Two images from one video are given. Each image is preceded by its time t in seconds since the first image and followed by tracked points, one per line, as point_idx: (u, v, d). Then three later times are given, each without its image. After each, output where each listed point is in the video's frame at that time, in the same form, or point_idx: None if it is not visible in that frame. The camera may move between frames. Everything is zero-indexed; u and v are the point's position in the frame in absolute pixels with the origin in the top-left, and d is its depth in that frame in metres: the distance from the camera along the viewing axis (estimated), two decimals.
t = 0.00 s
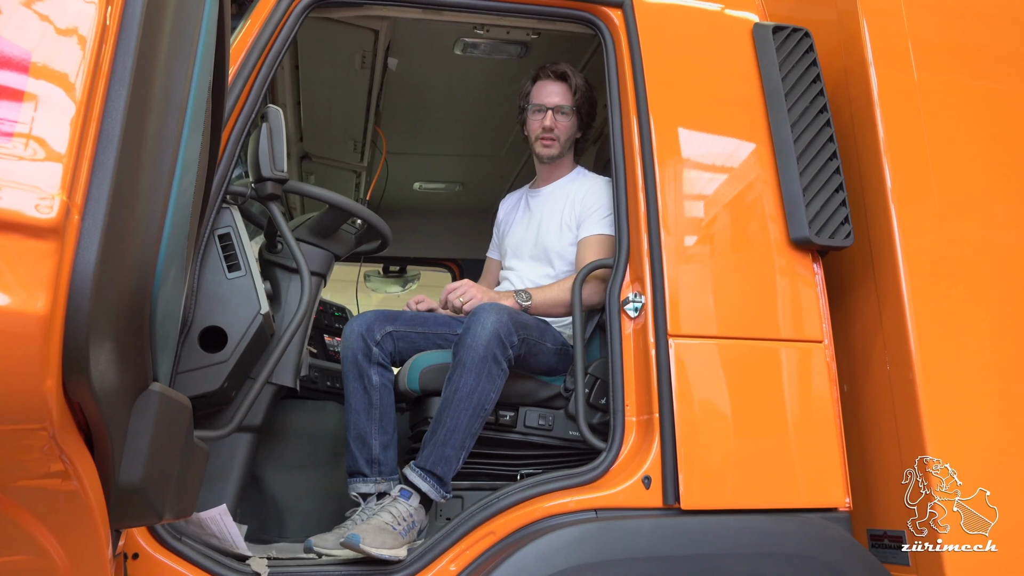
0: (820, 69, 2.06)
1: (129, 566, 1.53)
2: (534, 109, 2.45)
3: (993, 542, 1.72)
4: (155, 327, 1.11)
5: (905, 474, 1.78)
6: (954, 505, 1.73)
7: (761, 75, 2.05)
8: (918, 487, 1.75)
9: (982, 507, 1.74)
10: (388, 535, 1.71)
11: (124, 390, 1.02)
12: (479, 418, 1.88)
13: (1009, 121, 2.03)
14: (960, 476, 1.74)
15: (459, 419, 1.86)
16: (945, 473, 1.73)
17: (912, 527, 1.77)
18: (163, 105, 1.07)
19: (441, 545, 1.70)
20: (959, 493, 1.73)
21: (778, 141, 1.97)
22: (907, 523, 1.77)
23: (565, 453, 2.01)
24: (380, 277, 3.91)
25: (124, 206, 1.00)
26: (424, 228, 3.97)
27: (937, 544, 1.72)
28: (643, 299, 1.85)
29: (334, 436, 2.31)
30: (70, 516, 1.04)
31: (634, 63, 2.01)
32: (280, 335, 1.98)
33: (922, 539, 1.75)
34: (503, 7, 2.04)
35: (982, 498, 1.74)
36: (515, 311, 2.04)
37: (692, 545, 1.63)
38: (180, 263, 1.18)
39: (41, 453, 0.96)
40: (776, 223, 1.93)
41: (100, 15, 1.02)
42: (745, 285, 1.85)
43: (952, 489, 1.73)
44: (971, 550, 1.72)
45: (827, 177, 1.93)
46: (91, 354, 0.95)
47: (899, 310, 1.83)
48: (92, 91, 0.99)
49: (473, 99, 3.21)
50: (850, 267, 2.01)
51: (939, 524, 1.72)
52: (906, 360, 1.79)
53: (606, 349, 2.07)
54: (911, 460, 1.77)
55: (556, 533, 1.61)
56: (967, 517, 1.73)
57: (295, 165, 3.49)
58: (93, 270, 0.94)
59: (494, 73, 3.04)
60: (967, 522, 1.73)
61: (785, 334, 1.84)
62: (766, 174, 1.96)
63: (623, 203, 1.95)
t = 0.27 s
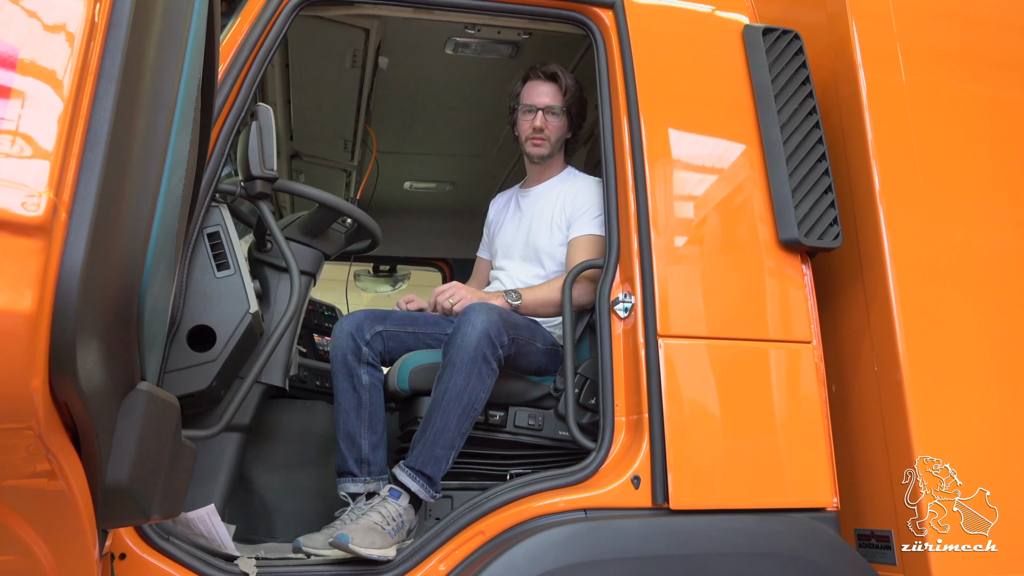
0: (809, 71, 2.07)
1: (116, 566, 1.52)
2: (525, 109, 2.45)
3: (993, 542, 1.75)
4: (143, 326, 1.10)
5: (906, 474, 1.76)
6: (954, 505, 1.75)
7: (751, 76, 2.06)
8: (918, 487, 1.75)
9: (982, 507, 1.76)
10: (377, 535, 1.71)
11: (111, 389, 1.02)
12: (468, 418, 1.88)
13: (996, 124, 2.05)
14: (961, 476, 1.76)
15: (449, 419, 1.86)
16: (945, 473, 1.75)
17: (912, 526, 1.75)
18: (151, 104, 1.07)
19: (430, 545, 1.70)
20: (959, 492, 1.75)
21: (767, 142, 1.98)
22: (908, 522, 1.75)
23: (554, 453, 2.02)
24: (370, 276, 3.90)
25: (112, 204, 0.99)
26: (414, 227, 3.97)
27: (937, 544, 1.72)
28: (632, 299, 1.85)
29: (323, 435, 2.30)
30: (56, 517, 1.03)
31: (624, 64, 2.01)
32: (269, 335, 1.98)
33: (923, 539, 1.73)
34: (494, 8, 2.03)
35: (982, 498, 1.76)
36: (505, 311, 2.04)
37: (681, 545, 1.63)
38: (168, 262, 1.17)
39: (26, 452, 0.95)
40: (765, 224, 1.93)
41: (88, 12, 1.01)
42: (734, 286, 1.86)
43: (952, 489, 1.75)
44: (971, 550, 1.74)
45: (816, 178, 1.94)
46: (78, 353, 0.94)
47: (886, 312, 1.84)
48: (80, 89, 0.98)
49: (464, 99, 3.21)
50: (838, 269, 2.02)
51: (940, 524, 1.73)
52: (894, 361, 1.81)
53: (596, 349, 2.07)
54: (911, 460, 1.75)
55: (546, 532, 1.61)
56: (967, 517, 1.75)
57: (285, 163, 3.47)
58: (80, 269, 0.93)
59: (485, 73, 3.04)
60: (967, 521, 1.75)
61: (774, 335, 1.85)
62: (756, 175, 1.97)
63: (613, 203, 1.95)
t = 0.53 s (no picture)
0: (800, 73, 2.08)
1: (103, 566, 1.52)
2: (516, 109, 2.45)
3: (993, 542, 1.77)
4: (131, 325, 1.10)
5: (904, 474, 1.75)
6: (954, 505, 1.77)
7: (742, 78, 2.07)
8: (919, 487, 1.76)
9: (982, 507, 1.79)
10: (366, 535, 1.70)
11: (99, 388, 1.01)
12: (459, 418, 1.88)
13: (985, 127, 2.06)
14: (961, 476, 1.78)
15: (439, 419, 1.86)
16: (946, 473, 1.77)
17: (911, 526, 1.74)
18: (141, 102, 1.06)
19: (420, 545, 1.70)
20: (959, 492, 1.77)
21: (758, 144, 1.99)
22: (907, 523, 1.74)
23: (544, 453, 2.02)
24: (361, 276, 3.89)
25: (100, 202, 0.98)
26: (405, 226, 3.96)
27: (937, 543, 1.74)
28: (623, 299, 1.85)
29: (313, 435, 2.30)
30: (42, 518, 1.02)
31: (616, 64, 2.01)
32: (258, 335, 1.97)
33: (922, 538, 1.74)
34: (486, 7, 2.03)
35: (983, 498, 1.78)
36: (496, 311, 2.04)
37: (670, 545, 1.64)
38: (157, 260, 1.17)
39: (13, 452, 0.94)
40: (755, 225, 1.94)
41: (77, 9, 1.00)
42: (725, 287, 1.87)
43: (952, 489, 1.77)
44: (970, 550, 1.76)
45: (806, 180, 1.95)
46: (65, 353, 0.94)
47: (875, 313, 1.85)
48: (68, 86, 0.97)
49: (455, 98, 3.21)
50: (828, 270, 2.03)
51: (940, 524, 1.75)
52: (882, 362, 1.82)
53: (586, 349, 2.07)
54: (909, 459, 1.76)
55: (536, 532, 1.61)
56: (967, 517, 1.77)
57: (275, 162, 3.46)
58: (67, 268, 0.93)
59: (476, 72, 3.04)
60: (967, 521, 1.77)
61: (764, 335, 1.86)
62: (746, 176, 1.98)
63: (604, 204, 1.96)
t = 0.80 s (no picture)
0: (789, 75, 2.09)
1: (89, 566, 1.50)
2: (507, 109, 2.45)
3: (993, 542, 1.79)
4: (119, 325, 1.09)
5: (903, 474, 1.76)
6: (954, 505, 1.79)
7: (732, 79, 2.08)
8: (919, 487, 1.77)
9: (981, 507, 1.81)
10: (355, 535, 1.70)
11: (87, 387, 1.00)
12: (448, 418, 1.88)
13: (972, 130, 2.08)
14: (961, 476, 1.81)
15: (429, 419, 1.85)
16: (945, 473, 1.79)
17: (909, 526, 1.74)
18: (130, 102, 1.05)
19: (409, 545, 1.69)
20: (958, 492, 1.80)
21: (747, 145, 2.00)
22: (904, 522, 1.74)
23: (534, 453, 2.02)
24: (350, 275, 3.88)
25: (88, 201, 0.98)
26: (395, 226, 3.94)
27: (937, 543, 1.76)
28: (613, 300, 1.86)
29: (302, 435, 2.29)
30: (27, 520, 1.02)
31: (607, 65, 2.02)
32: (247, 334, 1.96)
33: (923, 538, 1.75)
34: (477, 7, 2.03)
35: (983, 497, 1.81)
36: (486, 311, 2.04)
37: (659, 545, 1.64)
38: (145, 259, 1.16)
39: None
40: (745, 227, 1.95)
41: (64, 5, 1.00)
42: (714, 287, 1.87)
43: (952, 489, 1.80)
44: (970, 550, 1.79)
45: (796, 181, 1.96)
46: (52, 352, 0.93)
47: (863, 314, 1.86)
48: (55, 83, 0.98)
49: (446, 98, 3.20)
50: (816, 271, 2.04)
51: (941, 524, 1.77)
52: (870, 363, 1.83)
53: (576, 349, 2.08)
54: (909, 459, 1.77)
55: (525, 533, 1.61)
56: (967, 517, 1.80)
57: (265, 161, 3.45)
58: (54, 266, 0.92)
59: (467, 72, 3.04)
60: (967, 521, 1.80)
61: (753, 336, 1.87)
62: (736, 178, 1.98)
63: (594, 204, 1.96)
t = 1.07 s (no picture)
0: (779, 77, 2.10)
1: (75, 567, 1.49)
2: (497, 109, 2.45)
3: (992, 542, 1.82)
4: (105, 323, 1.08)
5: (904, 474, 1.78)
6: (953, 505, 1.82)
7: (722, 81, 2.08)
8: (919, 487, 1.80)
9: (981, 506, 1.84)
10: (344, 535, 1.69)
11: (72, 385, 1.00)
12: (437, 418, 1.88)
13: (960, 133, 2.09)
14: (961, 476, 1.83)
15: (418, 419, 1.85)
16: (945, 473, 1.82)
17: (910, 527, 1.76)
18: (117, 99, 1.04)
19: (398, 545, 1.69)
20: (958, 492, 1.82)
21: (737, 147, 2.00)
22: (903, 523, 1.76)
23: (523, 453, 2.02)
24: (340, 275, 3.87)
25: (74, 198, 0.97)
26: (385, 225, 3.94)
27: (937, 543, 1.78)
28: (602, 300, 1.86)
29: (290, 435, 2.28)
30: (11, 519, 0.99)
31: (597, 66, 2.02)
32: (236, 333, 1.95)
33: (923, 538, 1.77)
34: (468, 7, 2.02)
35: (982, 497, 1.83)
36: (476, 311, 2.04)
37: (647, 545, 1.65)
38: (133, 258, 1.15)
39: None
40: (734, 228, 1.96)
41: (52, 1, 1.00)
42: (704, 288, 1.88)
43: (952, 489, 1.82)
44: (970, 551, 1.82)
45: (785, 183, 1.96)
46: (38, 350, 0.92)
47: (850, 315, 1.87)
48: (42, 79, 0.97)
49: (436, 97, 3.20)
50: (805, 272, 2.05)
51: (941, 524, 1.80)
52: (858, 364, 1.84)
53: (565, 349, 2.08)
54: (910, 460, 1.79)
55: (514, 532, 1.61)
56: (967, 517, 1.82)
57: (254, 159, 3.44)
58: (40, 264, 0.92)
59: (458, 71, 3.03)
60: (967, 521, 1.82)
61: (741, 337, 1.87)
62: (725, 179, 1.99)
63: (584, 205, 1.96)
